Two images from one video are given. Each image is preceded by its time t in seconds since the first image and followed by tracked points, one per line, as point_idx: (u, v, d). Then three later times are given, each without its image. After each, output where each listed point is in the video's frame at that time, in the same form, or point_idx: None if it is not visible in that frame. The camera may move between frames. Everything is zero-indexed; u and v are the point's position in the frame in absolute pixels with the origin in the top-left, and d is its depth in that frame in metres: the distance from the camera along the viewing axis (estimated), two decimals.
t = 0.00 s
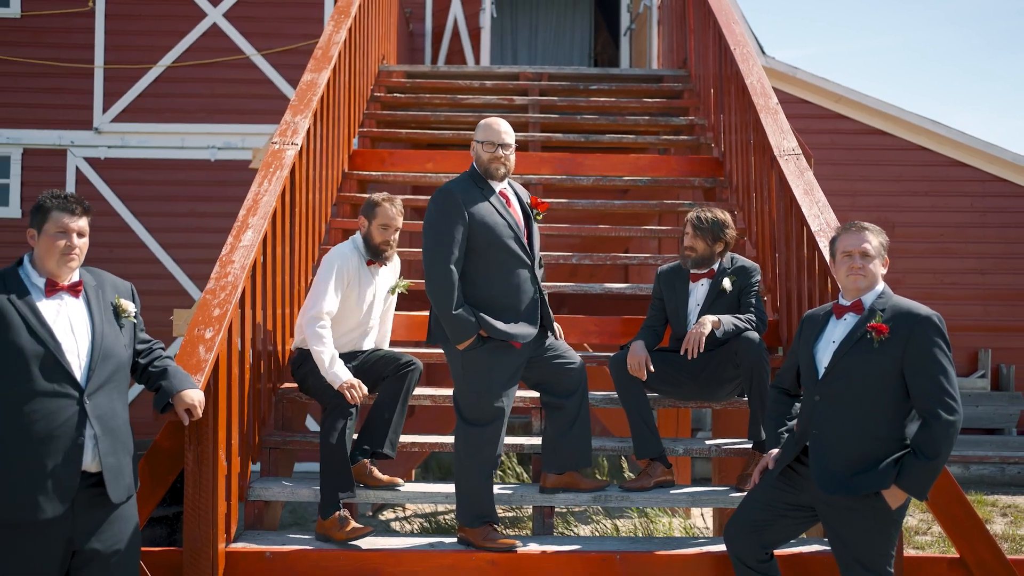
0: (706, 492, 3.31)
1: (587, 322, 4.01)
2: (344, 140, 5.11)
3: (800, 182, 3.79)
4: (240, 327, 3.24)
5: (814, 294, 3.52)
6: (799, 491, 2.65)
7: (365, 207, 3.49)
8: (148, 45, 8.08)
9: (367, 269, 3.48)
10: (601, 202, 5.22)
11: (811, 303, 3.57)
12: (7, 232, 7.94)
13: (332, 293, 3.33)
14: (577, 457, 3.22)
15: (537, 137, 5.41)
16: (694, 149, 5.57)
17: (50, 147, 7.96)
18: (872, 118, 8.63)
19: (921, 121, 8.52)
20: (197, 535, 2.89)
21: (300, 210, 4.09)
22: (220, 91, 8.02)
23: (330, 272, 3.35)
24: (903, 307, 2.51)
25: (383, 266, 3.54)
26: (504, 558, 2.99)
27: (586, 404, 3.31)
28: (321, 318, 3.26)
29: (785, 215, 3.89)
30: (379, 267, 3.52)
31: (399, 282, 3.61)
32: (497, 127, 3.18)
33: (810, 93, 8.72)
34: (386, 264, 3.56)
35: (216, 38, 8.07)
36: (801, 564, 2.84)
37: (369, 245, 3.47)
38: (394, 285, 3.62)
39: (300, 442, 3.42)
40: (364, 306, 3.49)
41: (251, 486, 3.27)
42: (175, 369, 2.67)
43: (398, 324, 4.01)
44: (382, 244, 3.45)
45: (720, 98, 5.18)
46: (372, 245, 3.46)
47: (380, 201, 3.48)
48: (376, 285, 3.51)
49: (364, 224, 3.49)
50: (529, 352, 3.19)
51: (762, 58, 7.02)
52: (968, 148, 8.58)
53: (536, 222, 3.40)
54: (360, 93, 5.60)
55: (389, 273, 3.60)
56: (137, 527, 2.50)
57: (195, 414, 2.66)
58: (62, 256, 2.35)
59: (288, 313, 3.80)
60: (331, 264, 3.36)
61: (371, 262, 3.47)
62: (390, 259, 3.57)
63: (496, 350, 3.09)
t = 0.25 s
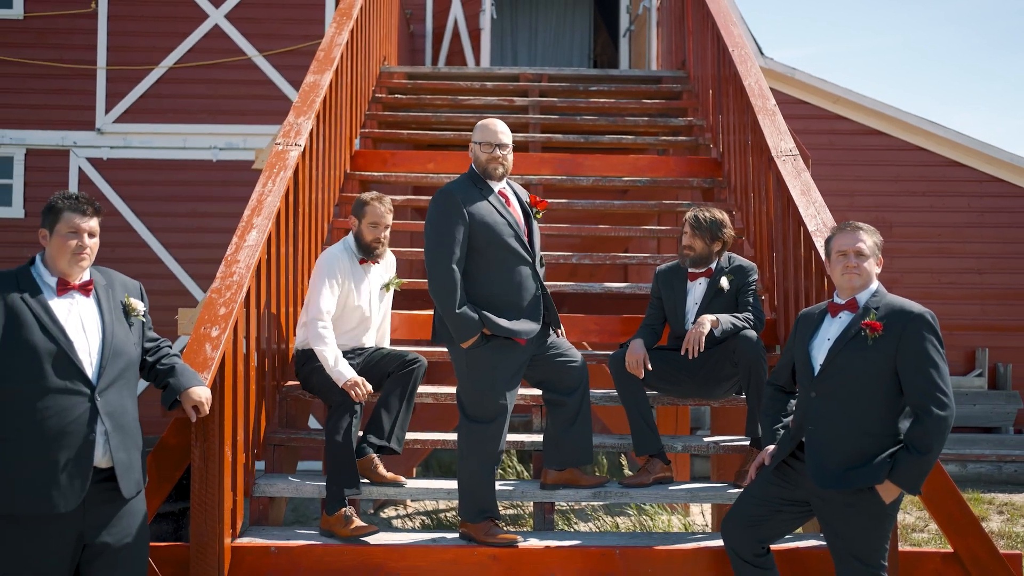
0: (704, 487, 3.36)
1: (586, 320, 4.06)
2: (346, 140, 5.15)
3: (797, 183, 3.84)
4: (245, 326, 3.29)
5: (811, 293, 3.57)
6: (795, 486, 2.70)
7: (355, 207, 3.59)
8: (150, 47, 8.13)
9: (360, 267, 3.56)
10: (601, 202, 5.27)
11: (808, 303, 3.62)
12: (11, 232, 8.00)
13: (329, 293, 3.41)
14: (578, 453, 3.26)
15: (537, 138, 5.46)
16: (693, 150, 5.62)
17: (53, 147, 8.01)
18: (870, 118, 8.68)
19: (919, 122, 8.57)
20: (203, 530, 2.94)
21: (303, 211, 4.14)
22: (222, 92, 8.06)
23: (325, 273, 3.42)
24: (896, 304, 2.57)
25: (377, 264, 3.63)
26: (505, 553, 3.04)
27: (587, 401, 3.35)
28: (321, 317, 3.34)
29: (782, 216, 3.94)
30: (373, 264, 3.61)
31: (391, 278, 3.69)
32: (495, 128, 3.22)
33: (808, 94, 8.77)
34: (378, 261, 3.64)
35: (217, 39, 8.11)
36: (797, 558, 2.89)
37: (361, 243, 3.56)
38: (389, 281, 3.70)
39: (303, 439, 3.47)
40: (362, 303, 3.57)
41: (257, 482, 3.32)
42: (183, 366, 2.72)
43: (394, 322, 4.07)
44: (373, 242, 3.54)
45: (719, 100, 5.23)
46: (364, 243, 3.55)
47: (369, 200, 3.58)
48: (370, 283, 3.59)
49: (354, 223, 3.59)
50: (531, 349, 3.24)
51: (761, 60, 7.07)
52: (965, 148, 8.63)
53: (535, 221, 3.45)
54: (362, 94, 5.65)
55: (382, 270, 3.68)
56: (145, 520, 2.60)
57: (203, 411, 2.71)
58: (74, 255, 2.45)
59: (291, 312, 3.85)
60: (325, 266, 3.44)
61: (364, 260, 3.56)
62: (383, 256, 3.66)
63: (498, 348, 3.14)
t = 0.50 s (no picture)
0: (701, 485, 3.41)
1: (586, 320, 4.11)
2: (348, 142, 5.20)
3: (794, 184, 3.89)
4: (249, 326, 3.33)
5: (807, 293, 3.62)
6: (790, 483, 2.75)
7: (347, 205, 3.66)
8: (152, 48, 8.18)
9: (354, 264, 3.63)
10: (600, 203, 5.31)
11: (805, 303, 3.66)
12: (14, 232, 8.05)
13: (328, 290, 3.47)
14: (579, 451, 3.31)
15: (537, 139, 5.50)
16: (692, 151, 5.67)
17: (56, 148, 8.06)
18: (868, 119, 8.74)
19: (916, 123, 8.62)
20: (209, 526, 2.98)
21: (306, 212, 4.18)
22: (224, 93, 8.11)
23: (321, 272, 3.49)
24: (890, 303, 2.61)
25: (371, 260, 3.70)
26: (507, 549, 3.08)
27: (587, 400, 3.40)
28: (322, 314, 3.41)
29: (780, 216, 3.98)
30: (367, 261, 3.68)
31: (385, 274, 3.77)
32: (494, 130, 3.26)
33: (807, 95, 8.82)
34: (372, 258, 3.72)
35: (220, 40, 8.16)
36: (794, 554, 2.94)
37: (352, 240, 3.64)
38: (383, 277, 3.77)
39: (307, 437, 3.51)
40: (359, 298, 3.64)
41: (261, 480, 3.37)
42: (189, 365, 2.78)
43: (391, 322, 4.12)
44: (364, 239, 3.62)
45: (717, 102, 5.28)
46: (354, 240, 3.63)
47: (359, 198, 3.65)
48: (365, 279, 3.66)
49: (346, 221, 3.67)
50: (533, 347, 3.29)
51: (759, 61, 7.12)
52: (963, 149, 8.68)
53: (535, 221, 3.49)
54: (363, 96, 5.70)
55: (376, 266, 3.76)
56: (153, 515, 2.65)
57: (209, 409, 2.76)
58: (84, 256, 2.51)
59: (294, 312, 3.89)
60: (320, 264, 3.50)
61: (357, 257, 3.63)
62: (376, 253, 3.74)
63: (500, 347, 3.19)
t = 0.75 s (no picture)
0: (698, 482, 3.46)
1: (584, 320, 4.16)
2: (349, 143, 5.24)
3: (790, 185, 3.94)
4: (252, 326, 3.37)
5: (803, 292, 3.67)
6: (785, 480, 2.80)
7: (343, 205, 3.70)
8: (153, 49, 8.22)
9: (351, 263, 3.68)
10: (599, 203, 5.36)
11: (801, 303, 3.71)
12: (16, 232, 8.09)
13: (326, 289, 3.52)
14: (578, 448, 3.36)
15: (537, 140, 5.55)
16: (689, 152, 5.72)
17: (57, 148, 8.11)
18: (865, 120, 8.79)
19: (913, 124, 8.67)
20: (213, 522, 3.02)
21: (307, 213, 4.22)
22: (225, 94, 8.16)
23: (318, 272, 3.53)
24: (883, 303, 2.66)
25: (366, 260, 3.75)
26: (507, 545, 3.13)
27: (587, 399, 3.45)
28: (321, 313, 3.46)
29: (776, 217, 4.03)
30: (363, 260, 3.73)
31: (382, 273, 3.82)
32: (495, 132, 3.31)
33: (805, 96, 8.87)
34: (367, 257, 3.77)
35: (221, 41, 8.21)
36: (789, 550, 2.98)
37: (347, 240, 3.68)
38: (378, 276, 3.83)
39: (309, 434, 3.56)
40: (356, 296, 3.69)
41: (264, 477, 3.41)
42: (194, 363, 2.83)
43: (389, 322, 4.16)
44: (359, 238, 3.66)
45: (715, 104, 5.33)
46: (350, 239, 3.67)
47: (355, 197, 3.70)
48: (361, 278, 3.71)
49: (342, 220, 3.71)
50: (533, 346, 3.34)
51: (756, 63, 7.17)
52: (959, 150, 8.74)
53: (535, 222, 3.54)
54: (364, 97, 5.74)
55: (371, 266, 3.81)
56: (160, 512, 2.70)
57: (214, 407, 2.81)
58: (93, 256, 2.56)
59: (295, 312, 3.93)
60: (317, 264, 3.54)
61: (352, 257, 3.67)
62: (370, 252, 3.78)
63: (501, 346, 3.24)
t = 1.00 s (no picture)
0: (697, 479, 3.51)
1: (584, 319, 4.21)
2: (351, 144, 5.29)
3: (787, 186, 3.99)
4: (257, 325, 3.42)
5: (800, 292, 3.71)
6: (780, 476, 2.85)
7: (341, 206, 3.76)
8: (155, 50, 8.27)
9: (350, 264, 3.74)
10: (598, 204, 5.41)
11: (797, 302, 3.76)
12: (19, 232, 8.15)
13: (324, 290, 3.57)
14: (578, 445, 3.42)
15: (537, 142, 5.60)
16: (688, 153, 5.77)
17: (60, 149, 8.16)
18: (863, 121, 8.85)
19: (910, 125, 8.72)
20: (219, 518, 3.07)
21: (310, 213, 4.27)
22: (226, 95, 8.21)
23: (317, 272, 3.58)
24: (877, 303, 2.71)
25: (364, 260, 3.81)
26: (507, 541, 3.18)
27: (586, 397, 3.50)
28: (318, 312, 3.51)
29: (773, 217, 4.09)
30: (361, 261, 3.79)
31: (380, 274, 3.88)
32: (498, 135, 3.36)
33: (803, 97, 8.92)
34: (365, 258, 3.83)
35: (222, 43, 8.26)
36: (786, 545, 3.04)
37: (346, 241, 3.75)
38: (377, 277, 3.89)
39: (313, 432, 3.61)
40: (356, 296, 3.75)
41: (269, 474, 3.47)
42: (201, 362, 2.88)
43: (389, 321, 4.20)
44: (357, 239, 3.72)
45: (713, 105, 5.38)
46: (348, 240, 3.73)
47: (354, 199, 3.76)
48: (360, 279, 3.76)
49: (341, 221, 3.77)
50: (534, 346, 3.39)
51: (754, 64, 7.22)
52: (956, 151, 8.79)
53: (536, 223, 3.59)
54: (365, 99, 5.79)
55: (370, 267, 3.86)
56: (168, 507, 2.75)
57: (220, 405, 2.85)
58: (102, 257, 2.61)
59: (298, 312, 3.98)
60: (315, 265, 3.60)
61: (352, 257, 3.74)
62: (368, 254, 3.84)
63: (502, 345, 3.29)
